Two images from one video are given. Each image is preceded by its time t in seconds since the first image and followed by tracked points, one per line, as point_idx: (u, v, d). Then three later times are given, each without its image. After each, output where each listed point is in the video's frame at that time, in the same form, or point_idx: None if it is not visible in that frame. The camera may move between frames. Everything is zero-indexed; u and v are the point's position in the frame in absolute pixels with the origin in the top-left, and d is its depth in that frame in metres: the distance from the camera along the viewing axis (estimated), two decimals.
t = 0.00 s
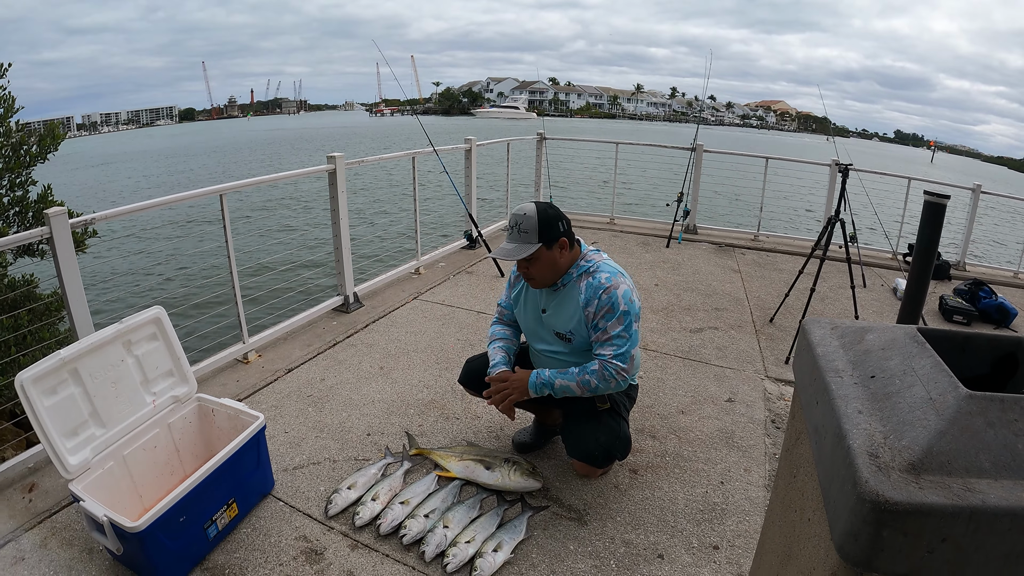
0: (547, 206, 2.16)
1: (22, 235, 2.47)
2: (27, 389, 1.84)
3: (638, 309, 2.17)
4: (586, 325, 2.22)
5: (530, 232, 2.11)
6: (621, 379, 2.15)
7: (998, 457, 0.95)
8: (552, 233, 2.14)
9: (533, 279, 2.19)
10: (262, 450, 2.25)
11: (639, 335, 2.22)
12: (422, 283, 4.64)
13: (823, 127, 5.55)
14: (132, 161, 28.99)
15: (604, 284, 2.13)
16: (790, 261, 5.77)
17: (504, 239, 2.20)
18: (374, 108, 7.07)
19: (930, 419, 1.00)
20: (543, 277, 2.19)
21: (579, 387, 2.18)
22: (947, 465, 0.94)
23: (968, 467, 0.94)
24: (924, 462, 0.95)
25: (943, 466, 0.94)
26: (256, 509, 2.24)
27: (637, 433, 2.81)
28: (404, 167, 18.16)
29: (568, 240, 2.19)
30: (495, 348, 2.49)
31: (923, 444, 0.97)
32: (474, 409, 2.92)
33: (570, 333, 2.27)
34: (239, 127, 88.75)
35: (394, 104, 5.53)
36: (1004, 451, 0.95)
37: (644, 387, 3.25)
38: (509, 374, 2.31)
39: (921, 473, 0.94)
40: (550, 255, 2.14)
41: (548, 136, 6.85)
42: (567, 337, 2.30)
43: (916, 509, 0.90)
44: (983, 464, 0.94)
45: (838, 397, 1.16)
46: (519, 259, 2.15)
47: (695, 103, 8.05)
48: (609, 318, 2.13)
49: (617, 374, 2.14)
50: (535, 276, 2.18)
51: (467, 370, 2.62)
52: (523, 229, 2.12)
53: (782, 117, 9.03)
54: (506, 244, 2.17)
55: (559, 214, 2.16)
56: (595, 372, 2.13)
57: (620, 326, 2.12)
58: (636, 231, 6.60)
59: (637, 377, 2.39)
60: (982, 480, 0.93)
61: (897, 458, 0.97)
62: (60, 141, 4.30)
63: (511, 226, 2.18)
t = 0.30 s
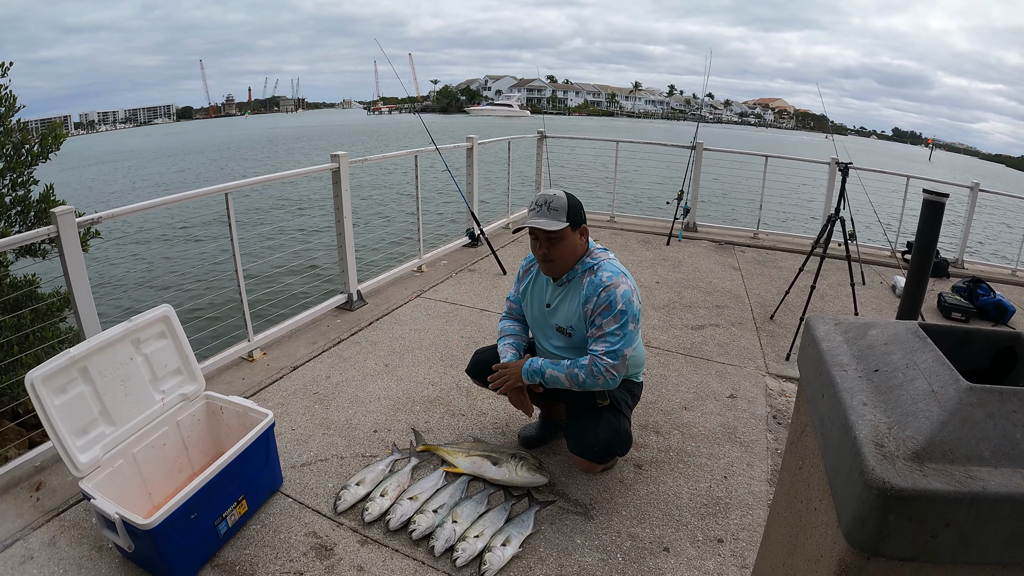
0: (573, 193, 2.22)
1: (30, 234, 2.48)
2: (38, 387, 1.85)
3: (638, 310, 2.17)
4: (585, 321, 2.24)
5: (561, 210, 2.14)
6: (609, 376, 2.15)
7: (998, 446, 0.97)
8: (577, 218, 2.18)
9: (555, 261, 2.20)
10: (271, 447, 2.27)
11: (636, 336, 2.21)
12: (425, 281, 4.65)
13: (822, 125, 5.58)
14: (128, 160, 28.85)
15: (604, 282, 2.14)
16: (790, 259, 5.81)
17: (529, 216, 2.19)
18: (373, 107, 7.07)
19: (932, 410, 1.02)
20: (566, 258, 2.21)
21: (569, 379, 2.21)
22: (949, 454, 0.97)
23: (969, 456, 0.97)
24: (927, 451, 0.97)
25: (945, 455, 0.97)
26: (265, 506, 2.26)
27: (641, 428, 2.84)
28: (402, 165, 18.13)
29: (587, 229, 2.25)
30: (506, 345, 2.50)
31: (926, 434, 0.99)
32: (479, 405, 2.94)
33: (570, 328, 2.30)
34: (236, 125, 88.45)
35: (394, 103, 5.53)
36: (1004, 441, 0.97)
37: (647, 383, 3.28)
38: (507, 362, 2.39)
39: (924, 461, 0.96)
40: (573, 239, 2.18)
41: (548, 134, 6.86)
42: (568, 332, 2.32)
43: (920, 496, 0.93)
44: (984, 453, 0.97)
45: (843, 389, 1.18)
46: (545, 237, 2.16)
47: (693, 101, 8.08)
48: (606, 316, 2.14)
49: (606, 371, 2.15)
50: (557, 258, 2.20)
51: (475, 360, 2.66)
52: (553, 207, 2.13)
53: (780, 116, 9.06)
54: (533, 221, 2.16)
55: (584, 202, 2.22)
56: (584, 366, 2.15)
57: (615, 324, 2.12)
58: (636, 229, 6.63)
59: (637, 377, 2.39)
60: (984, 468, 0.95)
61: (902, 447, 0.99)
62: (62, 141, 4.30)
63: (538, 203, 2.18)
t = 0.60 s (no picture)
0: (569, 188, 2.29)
1: (33, 233, 2.49)
2: (41, 386, 1.86)
3: (637, 301, 2.19)
4: (585, 315, 2.25)
5: (564, 200, 2.17)
6: (609, 371, 2.19)
7: (993, 440, 0.99)
8: (577, 209, 2.23)
9: (560, 250, 2.21)
10: (273, 445, 2.28)
11: (636, 328, 2.24)
12: (425, 279, 4.66)
13: (820, 123, 5.60)
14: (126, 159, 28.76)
15: (605, 275, 2.16)
16: (788, 257, 5.83)
17: (530, 209, 2.21)
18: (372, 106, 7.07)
19: (928, 404, 1.04)
20: (572, 248, 2.23)
21: (572, 388, 2.24)
22: (944, 447, 0.99)
23: (964, 449, 0.98)
24: (923, 445, 0.99)
25: (941, 448, 0.99)
26: (268, 502, 2.28)
27: (640, 425, 2.86)
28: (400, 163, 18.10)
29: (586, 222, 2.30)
30: (503, 350, 2.50)
31: (922, 428, 1.01)
32: (480, 402, 2.96)
33: (571, 323, 2.31)
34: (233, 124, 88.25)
35: (393, 102, 5.54)
36: (998, 434, 0.99)
37: (647, 380, 3.30)
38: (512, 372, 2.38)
39: (920, 454, 0.98)
40: (575, 229, 2.22)
41: (547, 132, 6.87)
42: (568, 327, 2.33)
43: (916, 488, 0.94)
44: (978, 446, 0.99)
45: (841, 385, 1.20)
46: (551, 227, 2.17)
47: (692, 99, 8.09)
48: (606, 309, 2.15)
49: (605, 367, 2.18)
50: (561, 248, 2.21)
51: (473, 362, 2.66)
52: (555, 197, 2.17)
53: (778, 114, 9.08)
54: (535, 212, 2.18)
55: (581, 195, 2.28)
56: (583, 370, 2.19)
57: (616, 316, 2.15)
58: (635, 227, 6.64)
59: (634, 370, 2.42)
60: (978, 461, 0.97)
61: (898, 441, 1.01)
62: (62, 140, 4.30)
63: (538, 196, 2.21)
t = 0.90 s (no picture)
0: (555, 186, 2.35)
1: (34, 233, 2.49)
2: (43, 384, 1.86)
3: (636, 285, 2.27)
4: (589, 304, 2.28)
5: (557, 192, 2.22)
6: (625, 352, 2.20)
7: (989, 433, 1.00)
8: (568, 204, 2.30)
9: (555, 241, 2.24)
10: (275, 442, 2.29)
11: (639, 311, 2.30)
12: (424, 277, 4.67)
13: (819, 121, 5.61)
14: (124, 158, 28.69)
15: (605, 263, 2.22)
16: (787, 254, 5.85)
17: (523, 202, 2.22)
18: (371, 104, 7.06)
19: (924, 399, 1.05)
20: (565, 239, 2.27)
21: (590, 374, 2.21)
22: (940, 441, 1.00)
23: (960, 443, 1.00)
24: (920, 438, 1.00)
25: (937, 442, 1.00)
26: (269, 499, 2.29)
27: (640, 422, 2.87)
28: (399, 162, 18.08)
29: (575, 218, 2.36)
30: (501, 356, 2.46)
31: (918, 422, 1.02)
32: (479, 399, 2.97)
33: (575, 314, 2.32)
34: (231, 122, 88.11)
35: (392, 100, 5.54)
36: (994, 429, 1.00)
37: (646, 377, 3.31)
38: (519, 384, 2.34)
39: (916, 448, 0.99)
40: (568, 223, 2.26)
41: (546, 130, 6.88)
42: (572, 319, 2.34)
43: (913, 481, 0.96)
44: (974, 440, 1.00)
45: (838, 379, 1.21)
46: (546, 217, 2.20)
47: (691, 97, 8.08)
48: (612, 294, 2.20)
49: (621, 349, 2.20)
50: (557, 240, 2.24)
51: (471, 376, 2.64)
52: (549, 190, 2.21)
53: (777, 111, 9.08)
54: (530, 205, 2.20)
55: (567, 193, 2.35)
56: (600, 354, 2.18)
57: (622, 300, 2.19)
58: (634, 224, 6.65)
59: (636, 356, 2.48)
60: (974, 455, 0.98)
61: (895, 434, 1.02)
62: (61, 139, 4.30)
63: (530, 190, 2.23)
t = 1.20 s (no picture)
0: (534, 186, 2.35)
1: (33, 232, 2.49)
2: (43, 382, 1.87)
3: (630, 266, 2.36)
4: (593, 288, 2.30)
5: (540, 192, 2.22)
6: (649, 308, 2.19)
7: (983, 431, 1.01)
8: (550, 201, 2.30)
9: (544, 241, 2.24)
10: (274, 440, 2.30)
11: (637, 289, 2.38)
12: (423, 275, 4.67)
13: (818, 119, 5.60)
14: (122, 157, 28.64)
15: (601, 248, 2.29)
16: (786, 253, 5.85)
17: (508, 207, 2.22)
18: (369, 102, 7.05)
19: (919, 396, 1.06)
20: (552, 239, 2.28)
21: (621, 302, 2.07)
22: (935, 438, 1.00)
23: (955, 440, 1.00)
24: (914, 435, 1.01)
25: (931, 439, 1.00)
26: (269, 497, 2.29)
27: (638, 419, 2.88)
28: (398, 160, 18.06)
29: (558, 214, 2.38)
30: (500, 363, 2.44)
31: (913, 418, 1.03)
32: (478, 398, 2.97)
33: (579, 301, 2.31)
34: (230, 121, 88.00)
35: (391, 98, 5.53)
36: (989, 426, 1.01)
37: (644, 375, 3.32)
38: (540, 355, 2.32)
39: (910, 445, 1.00)
40: (554, 220, 2.28)
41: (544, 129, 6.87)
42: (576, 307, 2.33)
43: (907, 478, 0.96)
44: (969, 437, 1.00)
45: (834, 376, 1.22)
46: (532, 219, 2.20)
47: (690, 95, 8.08)
48: (615, 271, 2.24)
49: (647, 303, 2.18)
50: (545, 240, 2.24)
51: (472, 388, 2.61)
52: (531, 192, 2.21)
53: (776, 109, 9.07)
54: (516, 208, 2.19)
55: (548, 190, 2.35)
56: (632, 291, 2.13)
57: (627, 274, 2.24)
58: (632, 223, 6.66)
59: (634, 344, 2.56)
60: (969, 451, 0.99)
61: (889, 431, 1.03)
62: (60, 138, 4.29)
63: (512, 194, 2.23)
